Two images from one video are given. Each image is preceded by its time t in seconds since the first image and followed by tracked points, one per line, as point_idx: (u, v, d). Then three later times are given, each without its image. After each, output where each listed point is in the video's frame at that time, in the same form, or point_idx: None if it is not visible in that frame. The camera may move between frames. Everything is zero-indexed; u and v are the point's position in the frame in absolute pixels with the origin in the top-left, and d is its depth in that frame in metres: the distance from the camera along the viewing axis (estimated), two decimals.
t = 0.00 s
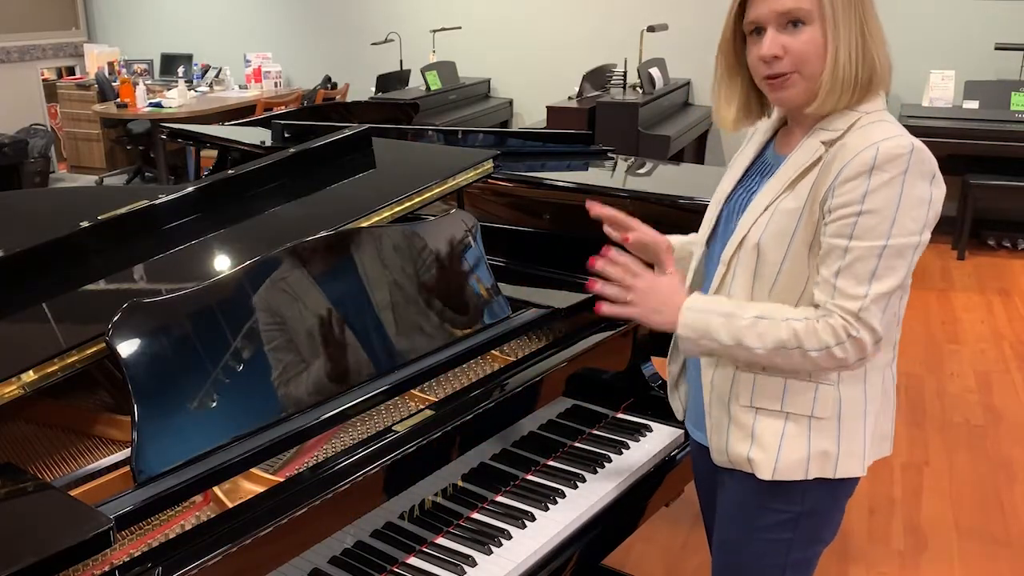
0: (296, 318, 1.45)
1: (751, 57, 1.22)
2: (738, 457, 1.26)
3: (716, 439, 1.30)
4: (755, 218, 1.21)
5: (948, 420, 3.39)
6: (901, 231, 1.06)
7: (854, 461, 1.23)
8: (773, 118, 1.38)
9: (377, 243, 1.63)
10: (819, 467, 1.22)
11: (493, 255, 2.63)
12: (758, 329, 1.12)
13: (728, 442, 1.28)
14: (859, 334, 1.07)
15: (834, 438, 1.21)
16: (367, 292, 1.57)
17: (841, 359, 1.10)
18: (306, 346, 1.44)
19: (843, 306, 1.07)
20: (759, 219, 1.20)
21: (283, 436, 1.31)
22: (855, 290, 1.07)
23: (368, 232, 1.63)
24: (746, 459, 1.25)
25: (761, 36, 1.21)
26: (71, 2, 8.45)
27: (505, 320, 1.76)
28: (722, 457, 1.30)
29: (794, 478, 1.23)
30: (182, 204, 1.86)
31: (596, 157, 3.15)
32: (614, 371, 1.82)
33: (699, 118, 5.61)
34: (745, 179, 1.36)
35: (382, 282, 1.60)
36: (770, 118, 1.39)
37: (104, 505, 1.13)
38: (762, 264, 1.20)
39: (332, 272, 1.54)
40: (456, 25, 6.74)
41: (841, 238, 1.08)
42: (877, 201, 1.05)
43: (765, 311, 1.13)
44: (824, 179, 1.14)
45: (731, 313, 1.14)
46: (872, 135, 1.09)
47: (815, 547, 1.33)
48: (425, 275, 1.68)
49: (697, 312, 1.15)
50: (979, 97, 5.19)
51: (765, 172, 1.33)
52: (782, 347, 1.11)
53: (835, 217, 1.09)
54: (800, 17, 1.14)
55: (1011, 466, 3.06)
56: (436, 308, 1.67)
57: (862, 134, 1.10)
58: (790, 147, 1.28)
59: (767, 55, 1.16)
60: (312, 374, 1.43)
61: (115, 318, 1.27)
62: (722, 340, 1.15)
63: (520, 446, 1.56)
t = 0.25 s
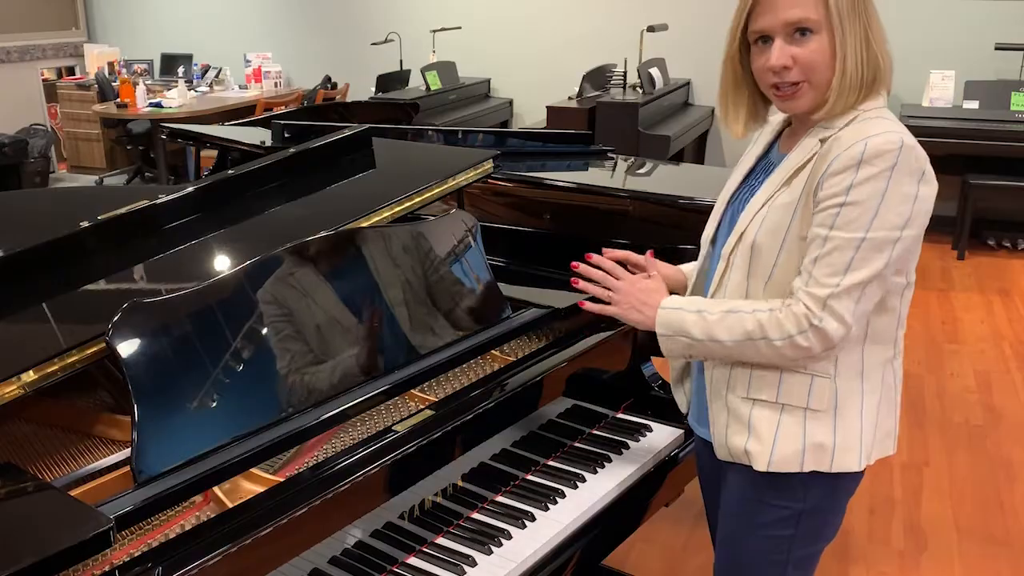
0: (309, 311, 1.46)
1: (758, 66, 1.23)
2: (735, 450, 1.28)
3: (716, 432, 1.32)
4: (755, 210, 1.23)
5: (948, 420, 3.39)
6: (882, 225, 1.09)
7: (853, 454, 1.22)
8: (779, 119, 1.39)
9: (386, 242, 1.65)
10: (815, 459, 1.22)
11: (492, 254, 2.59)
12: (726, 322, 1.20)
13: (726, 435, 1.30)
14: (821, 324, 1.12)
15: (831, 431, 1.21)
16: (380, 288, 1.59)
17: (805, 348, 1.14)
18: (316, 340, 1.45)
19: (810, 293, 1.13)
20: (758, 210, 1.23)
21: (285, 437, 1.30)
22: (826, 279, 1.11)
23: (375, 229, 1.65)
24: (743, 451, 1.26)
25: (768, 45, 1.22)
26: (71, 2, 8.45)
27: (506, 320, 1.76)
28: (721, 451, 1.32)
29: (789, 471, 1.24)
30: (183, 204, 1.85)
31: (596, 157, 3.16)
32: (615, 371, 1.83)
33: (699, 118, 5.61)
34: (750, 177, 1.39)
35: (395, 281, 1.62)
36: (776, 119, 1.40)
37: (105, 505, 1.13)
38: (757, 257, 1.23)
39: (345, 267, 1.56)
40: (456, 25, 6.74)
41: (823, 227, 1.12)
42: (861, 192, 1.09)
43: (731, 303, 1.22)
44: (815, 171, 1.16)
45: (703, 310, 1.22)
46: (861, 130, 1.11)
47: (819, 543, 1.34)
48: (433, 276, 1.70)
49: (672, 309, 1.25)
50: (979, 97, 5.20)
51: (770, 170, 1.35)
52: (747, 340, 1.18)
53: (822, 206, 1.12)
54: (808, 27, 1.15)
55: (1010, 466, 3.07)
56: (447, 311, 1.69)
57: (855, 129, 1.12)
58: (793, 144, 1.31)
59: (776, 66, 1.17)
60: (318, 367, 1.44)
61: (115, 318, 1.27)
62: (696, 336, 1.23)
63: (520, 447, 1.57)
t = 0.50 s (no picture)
0: (320, 303, 1.50)
1: (763, 64, 1.24)
2: (723, 438, 1.31)
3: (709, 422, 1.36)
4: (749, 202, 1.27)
5: (948, 420, 3.39)
6: (845, 219, 1.12)
7: (834, 446, 1.24)
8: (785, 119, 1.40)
9: (391, 240, 1.67)
10: (794, 449, 1.24)
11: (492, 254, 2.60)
12: (681, 328, 1.27)
13: (715, 423, 1.33)
14: (765, 304, 1.18)
15: (811, 422, 1.23)
16: (388, 286, 1.61)
17: (753, 332, 1.20)
18: (332, 331, 1.49)
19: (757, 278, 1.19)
20: (751, 203, 1.27)
21: (287, 436, 1.31)
22: (777, 265, 1.17)
23: (380, 230, 1.66)
24: (729, 439, 1.30)
25: (773, 44, 1.23)
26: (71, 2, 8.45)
27: (505, 319, 1.77)
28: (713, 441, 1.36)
29: (769, 459, 1.26)
30: (183, 204, 1.85)
31: (596, 157, 3.16)
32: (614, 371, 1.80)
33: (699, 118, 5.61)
34: (750, 181, 1.39)
35: (403, 278, 1.64)
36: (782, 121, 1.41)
37: (107, 505, 1.13)
38: (750, 249, 1.28)
39: (352, 265, 1.58)
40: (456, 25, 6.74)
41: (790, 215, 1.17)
42: (826, 185, 1.12)
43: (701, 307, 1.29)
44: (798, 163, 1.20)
45: (661, 330, 1.29)
46: (845, 126, 1.14)
47: (821, 541, 1.35)
48: (438, 275, 1.71)
49: (637, 341, 1.31)
50: (979, 97, 5.20)
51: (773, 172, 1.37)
52: (700, 336, 1.25)
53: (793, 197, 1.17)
54: (816, 28, 1.16)
55: (1010, 466, 3.07)
56: (456, 307, 1.71)
57: (838, 124, 1.15)
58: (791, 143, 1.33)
59: (783, 66, 1.18)
60: (337, 356, 1.48)
61: (115, 318, 1.27)
62: (660, 349, 1.29)
63: (520, 447, 1.57)
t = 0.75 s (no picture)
0: (320, 300, 1.51)
1: (761, 66, 1.24)
2: (718, 437, 1.31)
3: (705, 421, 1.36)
4: (745, 202, 1.27)
5: (948, 420, 3.39)
6: (840, 219, 1.12)
7: (830, 448, 1.24)
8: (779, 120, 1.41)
9: (392, 240, 1.68)
10: (789, 448, 1.24)
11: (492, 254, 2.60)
12: (677, 330, 1.27)
13: (711, 422, 1.33)
14: (759, 303, 1.18)
15: (806, 421, 1.23)
16: (390, 285, 1.62)
17: (748, 330, 1.20)
18: (335, 328, 1.50)
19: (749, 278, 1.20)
20: (747, 204, 1.27)
21: (286, 436, 1.31)
22: (772, 264, 1.17)
23: (380, 230, 1.67)
24: (724, 437, 1.30)
25: (772, 45, 1.23)
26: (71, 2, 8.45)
27: (506, 320, 1.76)
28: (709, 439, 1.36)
29: (764, 457, 1.26)
30: (183, 204, 1.85)
31: (596, 158, 3.16)
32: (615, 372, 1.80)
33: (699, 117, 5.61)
34: (746, 181, 1.39)
35: (406, 277, 1.65)
36: (776, 121, 1.42)
37: (106, 505, 1.13)
38: (746, 247, 1.28)
39: (351, 265, 1.59)
40: (456, 26, 6.74)
41: (785, 215, 1.17)
42: (820, 185, 1.13)
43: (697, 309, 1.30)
44: (792, 163, 1.20)
45: (658, 332, 1.29)
46: (839, 126, 1.14)
47: (817, 539, 1.35)
48: (440, 272, 1.72)
49: (635, 345, 1.31)
50: (979, 97, 5.20)
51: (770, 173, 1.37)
52: (697, 337, 1.25)
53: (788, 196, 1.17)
54: (815, 30, 1.16)
55: (1010, 466, 3.07)
56: (460, 305, 1.71)
57: (833, 124, 1.15)
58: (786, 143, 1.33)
59: (781, 68, 1.19)
60: (340, 354, 1.49)
61: (115, 318, 1.28)
62: (658, 350, 1.28)
63: (519, 447, 1.57)
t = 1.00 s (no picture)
0: (320, 299, 1.51)
1: (757, 66, 1.24)
2: (718, 436, 1.31)
3: (703, 421, 1.36)
4: (743, 202, 1.28)
5: (948, 420, 3.39)
6: (839, 220, 1.12)
7: (828, 447, 1.24)
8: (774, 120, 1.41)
9: (393, 239, 1.68)
10: (788, 448, 1.24)
11: (493, 253, 2.60)
12: (676, 329, 1.27)
13: (710, 422, 1.33)
14: (759, 303, 1.18)
15: (805, 421, 1.24)
16: (392, 284, 1.63)
17: (747, 330, 1.20)
18: (336, 328, 1.50)
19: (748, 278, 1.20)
20: (745, 204, 1.27)
21: (279, 441, 1.29)
22: (772, 264, 1.17)
23: (381, 229, 1.67)
24: (724, 437, 1.29)
25: (768, 45, 1.23)
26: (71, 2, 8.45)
27: (506, 320, 1.76)
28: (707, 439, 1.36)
29: (763, 457, 1.26)
30: (183, 204, 1.85)
31: (596, 158, 3.16)
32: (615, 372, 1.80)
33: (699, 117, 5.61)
34: (742, 182, 1.39)
35: (407, 277, 1.66)
36: (772, 122, 1.42)
37: (106, 505, 1.13)
38: (744, 247, 1.28)
39: (352, 265, 1.59)
40: (456, 26, 6.74)
41: (784, 215, 1.17)
42: (820, 185, 1.13)
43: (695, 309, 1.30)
44: (791, 163, 1.20)
45: (658, 331, 1.29)
46: (838, 126, 1.14)
47: (815, 537, 1.35)
48: (442, 271, 1.73)
49: (634, 344, 1.31)
50: (979, 97, 5.20)
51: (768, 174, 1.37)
52: (696, 336, 1.25)
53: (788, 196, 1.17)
54: (811, 30, 1.17)
55: (1009, 466, 3.07)
56: (461, 304, 1.72)
57: (833, 124, 1.15)
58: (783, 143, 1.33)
59: (777, 68, 1.19)
60: (342, 354, 1.49)
61: (115, 318, 1.28)
62: (657, 349, 1.28)
63: (520, 447, 1.57)
